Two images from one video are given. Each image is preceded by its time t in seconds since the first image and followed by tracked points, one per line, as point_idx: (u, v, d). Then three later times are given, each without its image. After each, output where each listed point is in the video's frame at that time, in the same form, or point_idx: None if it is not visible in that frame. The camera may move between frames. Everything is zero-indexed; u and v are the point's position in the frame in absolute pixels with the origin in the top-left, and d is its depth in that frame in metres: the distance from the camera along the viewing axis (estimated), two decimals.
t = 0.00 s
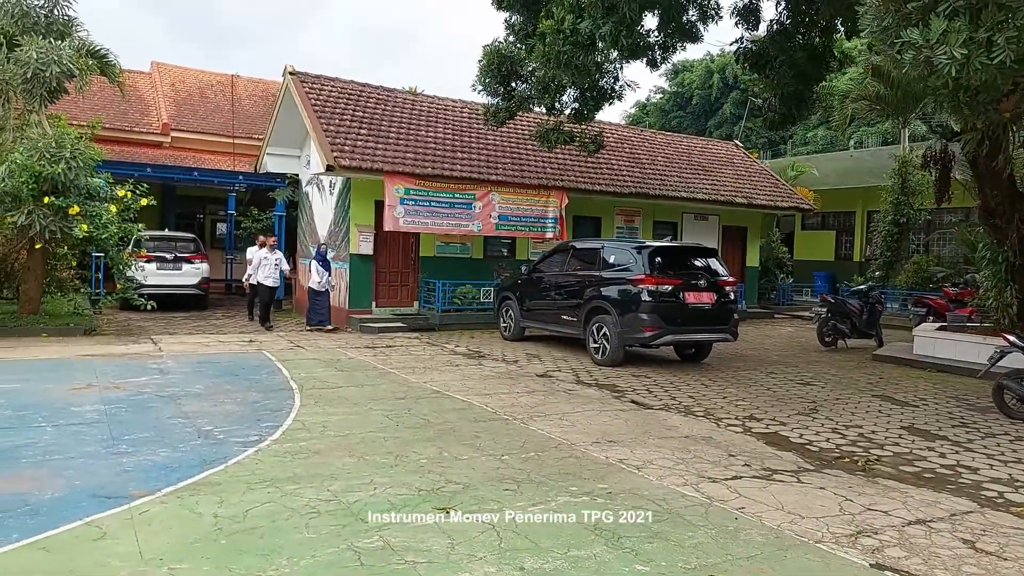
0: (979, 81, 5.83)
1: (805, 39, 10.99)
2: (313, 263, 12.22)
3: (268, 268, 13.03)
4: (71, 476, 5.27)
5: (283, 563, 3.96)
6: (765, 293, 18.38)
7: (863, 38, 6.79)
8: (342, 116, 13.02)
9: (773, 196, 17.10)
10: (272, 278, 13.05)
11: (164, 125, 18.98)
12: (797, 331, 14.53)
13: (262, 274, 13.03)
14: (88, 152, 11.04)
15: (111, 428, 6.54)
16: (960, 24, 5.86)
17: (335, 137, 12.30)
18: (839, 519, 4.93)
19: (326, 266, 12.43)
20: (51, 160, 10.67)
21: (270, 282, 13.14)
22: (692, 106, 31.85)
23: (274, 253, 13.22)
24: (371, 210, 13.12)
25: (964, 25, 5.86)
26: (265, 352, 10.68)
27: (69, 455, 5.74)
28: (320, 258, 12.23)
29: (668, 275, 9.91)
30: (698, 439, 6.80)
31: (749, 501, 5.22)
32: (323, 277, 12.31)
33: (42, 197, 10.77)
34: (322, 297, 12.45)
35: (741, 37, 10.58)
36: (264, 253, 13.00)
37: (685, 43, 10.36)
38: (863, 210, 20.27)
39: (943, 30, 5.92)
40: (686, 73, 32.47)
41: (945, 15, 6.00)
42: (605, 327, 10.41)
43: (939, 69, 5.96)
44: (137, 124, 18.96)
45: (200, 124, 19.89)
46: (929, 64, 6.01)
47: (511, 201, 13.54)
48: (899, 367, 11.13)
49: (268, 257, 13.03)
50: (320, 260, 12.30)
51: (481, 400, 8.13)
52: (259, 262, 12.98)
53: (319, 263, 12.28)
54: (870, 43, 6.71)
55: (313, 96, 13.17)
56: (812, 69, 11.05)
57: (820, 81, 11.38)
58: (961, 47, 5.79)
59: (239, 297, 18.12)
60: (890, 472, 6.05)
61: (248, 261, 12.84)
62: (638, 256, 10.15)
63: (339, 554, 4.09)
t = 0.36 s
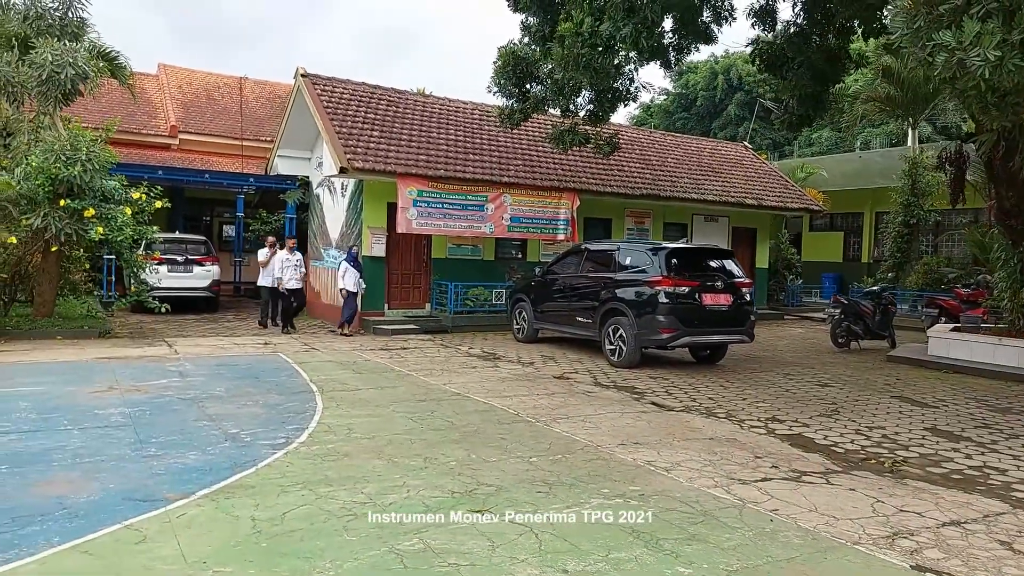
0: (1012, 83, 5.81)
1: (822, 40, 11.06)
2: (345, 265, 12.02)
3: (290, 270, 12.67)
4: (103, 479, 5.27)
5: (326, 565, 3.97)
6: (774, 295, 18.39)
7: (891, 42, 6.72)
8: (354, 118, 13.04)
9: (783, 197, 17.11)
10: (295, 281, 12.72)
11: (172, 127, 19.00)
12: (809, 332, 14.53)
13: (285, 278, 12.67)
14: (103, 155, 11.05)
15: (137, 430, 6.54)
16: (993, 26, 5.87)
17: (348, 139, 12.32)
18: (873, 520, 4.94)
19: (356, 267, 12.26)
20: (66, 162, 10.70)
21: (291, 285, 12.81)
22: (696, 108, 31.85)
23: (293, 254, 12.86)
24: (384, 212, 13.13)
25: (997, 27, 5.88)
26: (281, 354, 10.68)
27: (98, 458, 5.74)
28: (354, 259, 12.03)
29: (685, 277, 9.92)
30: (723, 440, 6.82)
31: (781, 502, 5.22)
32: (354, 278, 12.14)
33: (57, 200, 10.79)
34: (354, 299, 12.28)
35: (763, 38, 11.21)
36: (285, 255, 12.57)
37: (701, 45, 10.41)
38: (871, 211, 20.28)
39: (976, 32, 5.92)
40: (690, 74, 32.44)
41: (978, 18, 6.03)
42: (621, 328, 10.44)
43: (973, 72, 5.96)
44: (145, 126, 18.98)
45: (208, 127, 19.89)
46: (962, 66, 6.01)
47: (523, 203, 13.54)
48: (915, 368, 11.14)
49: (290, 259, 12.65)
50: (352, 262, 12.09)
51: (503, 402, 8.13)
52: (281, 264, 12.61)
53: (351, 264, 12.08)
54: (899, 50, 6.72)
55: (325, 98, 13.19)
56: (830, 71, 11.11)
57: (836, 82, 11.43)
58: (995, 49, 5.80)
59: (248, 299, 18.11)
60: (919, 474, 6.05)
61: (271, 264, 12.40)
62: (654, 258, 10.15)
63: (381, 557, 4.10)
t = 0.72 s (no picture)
0: None
1: (833, 39, 11.08)
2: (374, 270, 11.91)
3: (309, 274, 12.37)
4: (123, 482, 5.23)
5: (355, 569, 3.92)
6: (781, 295, 18.37)
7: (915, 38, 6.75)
8: (361, 120, 13.00)
9: (789, 197, 17.09)
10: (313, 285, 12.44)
11: (176, 129, 18.97)
12: (818, 332, 14.50)
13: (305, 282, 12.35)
14: (111, 157, 11.02)
15: (153, 433, 6.50)
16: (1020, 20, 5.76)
17: (356, 141, 12.29)
18: (901, 520, 4.91)
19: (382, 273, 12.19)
20: (74, 165, 10.67)
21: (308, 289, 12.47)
22: (698, 108, 31.84)
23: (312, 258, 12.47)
24: (391, 213, 13.12)
25: None
26: (291, 356, 10.64)
27: (115, 461, 5.70)
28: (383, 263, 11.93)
29: (697, 277, 9.93)
30: (741, 441, 6.79)
31: (806, 503, 5.19)
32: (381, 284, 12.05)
33: (66, 202, 10.77)
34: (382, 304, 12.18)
35: (775, 37, 11.25)
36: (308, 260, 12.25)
37: (710, 44, 10.29)
38: (877, 211, 20.26)
39: (1002, 27, 5.84)
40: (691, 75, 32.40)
41: (1004, 12, 5.93)
42: (633, 330, 10.41)
43: (998, 67, 5.86)
44: (149, 129, 18.96)
45: (211, 129, 19.85)
46: (987, 61, 5.93)
47: (531, 204, 13.52)
48: (926, 368, 11.12)
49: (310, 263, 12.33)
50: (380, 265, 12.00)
51: (517, 403, 8.09)
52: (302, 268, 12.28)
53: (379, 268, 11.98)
54: (922, 43, 6.63)
55: (332, 100, 13.16)
56: (842, 70, 11.13)
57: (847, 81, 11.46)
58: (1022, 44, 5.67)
59: (253, 301, 18.07)
60: (941, 474, 6.02)
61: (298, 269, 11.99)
62: (666, 258, 10.17)
63: (411, 560, 4.06)
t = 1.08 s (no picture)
0: None
1: (842, 39, 11.07)
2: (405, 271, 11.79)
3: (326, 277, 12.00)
4: (132, 492, 5.10)
5: None
6: (786, 297, 18.27)
7: (934, 35, 6.63)
8: (365, 122, 12.90)
9: (795, 198, 17.01)
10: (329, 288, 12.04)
11: (178, 132, 18.84)
12: (825, 334, 14.40)
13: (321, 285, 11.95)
14: (116, 160, 10.90)
15: (162, 440, 6.37)
16: None
17: (361, 142, 12.18)
18: (931, 530, 4.79)
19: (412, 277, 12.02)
20: (79, 167, 10.54)
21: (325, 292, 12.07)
22: (698, 110, 31.79)
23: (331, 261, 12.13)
24: (396, 216, 12.99)
25: None
26: (296, 361, 10.51)
27: (124, 469, 5.56)
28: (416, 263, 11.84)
29: (708, 279, 9.92)
30: (759, 446, 6.68)
31: (832, 512, 5.07)
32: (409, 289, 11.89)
33: (71, 205, 10.64)
34: (411, 306, 12.06)
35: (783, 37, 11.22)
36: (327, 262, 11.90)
37: (717, 45, 9.62)
38: (881, 212, 20.17)
39: None
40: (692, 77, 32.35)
41: None
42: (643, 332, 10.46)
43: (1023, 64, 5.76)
44: (151, 131, 18.84)
45: (212, 131, 19.72)
46: (1012, 58, 5.83)
47: (537, 206, 13.41)
48: (938, 371, 11.02)
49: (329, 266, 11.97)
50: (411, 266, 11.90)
51: (528, 408, 7.97)
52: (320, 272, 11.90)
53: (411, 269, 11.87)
54: (941, 42, 6.55)
55: (336, 102, 13.05)
56: (852, 71, 11.12)
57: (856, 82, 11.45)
58: None
59: (255, 305, 17.91)
60: (966, 480, 5.91)
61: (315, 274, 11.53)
62: (676, 260, 10.15)
63: (433, 573, 3.93)
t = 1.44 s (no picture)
0: None
1: (820, 67, 11.54)
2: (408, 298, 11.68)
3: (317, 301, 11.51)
4: (103, 531, 4.91)
5: None
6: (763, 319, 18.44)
7: (915, 63, 6.79)
8: (347, 146, 12.85)
9: (772, 222, 17.26)
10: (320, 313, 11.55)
11: (152, 155, 18.58)
12: (802, 356, 14.53)
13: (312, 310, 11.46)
14: (88, 184, 10.69)
15: (133, 475, 6.17)
16: None
17: (341, 166, 12.12)
18: (921, 555, 4.79)
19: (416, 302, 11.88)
20: (49, 191, 10.32)
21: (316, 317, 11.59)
22: (674, 135, 32.29)
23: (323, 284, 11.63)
24: (376, 239, 12.90)
25: None
26: (272, 389, 10.32)
27: (95, 507, 5.37)
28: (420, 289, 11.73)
29: (691, 302, 10.08)
30: (746, 471, 6.68)
31: (823, 538, 5.05)
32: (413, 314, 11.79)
33: (39, 230, 10.43)
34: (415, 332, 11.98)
35: (764, 65, 11.80)
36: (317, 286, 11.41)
37: (698, 72, 9.74)
38: (854, 235, 20.52)
39: (1007, 55, 5.93)
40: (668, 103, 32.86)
41: (1007, 40, 6.08)
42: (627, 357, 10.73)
43: (1004, 94, 5.94)
44: (125, 154, 18.57)
45: (188, 154, 19.52)
46: (992, 88, 6.00)
47: (519, 229, 13.42)
48: (915, 392, 11.16)
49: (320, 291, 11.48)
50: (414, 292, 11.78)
51: (513, 435, 7.90)
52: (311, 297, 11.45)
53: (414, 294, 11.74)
54: (923, 69, 6.71)
55: (317, 125, 13.00)
56: (829, 98, 11.64)
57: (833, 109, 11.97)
58: None
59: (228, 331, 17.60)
60: (952, 503, 5.94)
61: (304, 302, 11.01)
62: (659, 284, 10.30)
63: None
